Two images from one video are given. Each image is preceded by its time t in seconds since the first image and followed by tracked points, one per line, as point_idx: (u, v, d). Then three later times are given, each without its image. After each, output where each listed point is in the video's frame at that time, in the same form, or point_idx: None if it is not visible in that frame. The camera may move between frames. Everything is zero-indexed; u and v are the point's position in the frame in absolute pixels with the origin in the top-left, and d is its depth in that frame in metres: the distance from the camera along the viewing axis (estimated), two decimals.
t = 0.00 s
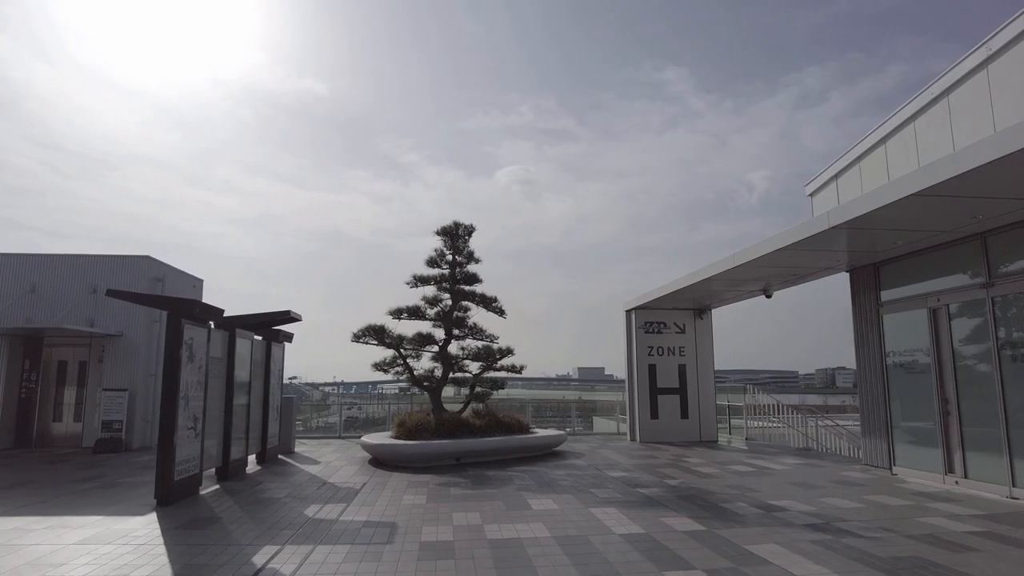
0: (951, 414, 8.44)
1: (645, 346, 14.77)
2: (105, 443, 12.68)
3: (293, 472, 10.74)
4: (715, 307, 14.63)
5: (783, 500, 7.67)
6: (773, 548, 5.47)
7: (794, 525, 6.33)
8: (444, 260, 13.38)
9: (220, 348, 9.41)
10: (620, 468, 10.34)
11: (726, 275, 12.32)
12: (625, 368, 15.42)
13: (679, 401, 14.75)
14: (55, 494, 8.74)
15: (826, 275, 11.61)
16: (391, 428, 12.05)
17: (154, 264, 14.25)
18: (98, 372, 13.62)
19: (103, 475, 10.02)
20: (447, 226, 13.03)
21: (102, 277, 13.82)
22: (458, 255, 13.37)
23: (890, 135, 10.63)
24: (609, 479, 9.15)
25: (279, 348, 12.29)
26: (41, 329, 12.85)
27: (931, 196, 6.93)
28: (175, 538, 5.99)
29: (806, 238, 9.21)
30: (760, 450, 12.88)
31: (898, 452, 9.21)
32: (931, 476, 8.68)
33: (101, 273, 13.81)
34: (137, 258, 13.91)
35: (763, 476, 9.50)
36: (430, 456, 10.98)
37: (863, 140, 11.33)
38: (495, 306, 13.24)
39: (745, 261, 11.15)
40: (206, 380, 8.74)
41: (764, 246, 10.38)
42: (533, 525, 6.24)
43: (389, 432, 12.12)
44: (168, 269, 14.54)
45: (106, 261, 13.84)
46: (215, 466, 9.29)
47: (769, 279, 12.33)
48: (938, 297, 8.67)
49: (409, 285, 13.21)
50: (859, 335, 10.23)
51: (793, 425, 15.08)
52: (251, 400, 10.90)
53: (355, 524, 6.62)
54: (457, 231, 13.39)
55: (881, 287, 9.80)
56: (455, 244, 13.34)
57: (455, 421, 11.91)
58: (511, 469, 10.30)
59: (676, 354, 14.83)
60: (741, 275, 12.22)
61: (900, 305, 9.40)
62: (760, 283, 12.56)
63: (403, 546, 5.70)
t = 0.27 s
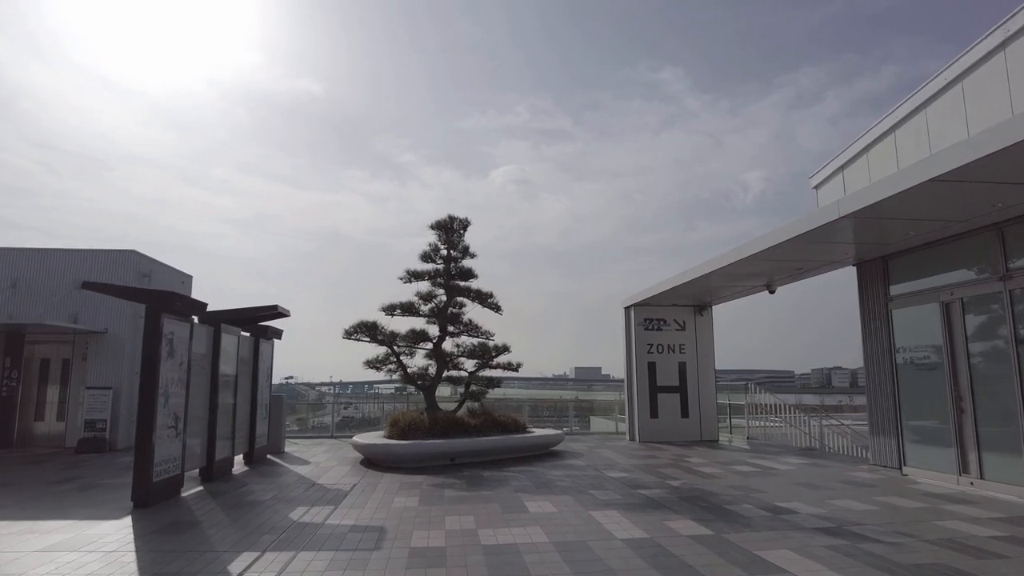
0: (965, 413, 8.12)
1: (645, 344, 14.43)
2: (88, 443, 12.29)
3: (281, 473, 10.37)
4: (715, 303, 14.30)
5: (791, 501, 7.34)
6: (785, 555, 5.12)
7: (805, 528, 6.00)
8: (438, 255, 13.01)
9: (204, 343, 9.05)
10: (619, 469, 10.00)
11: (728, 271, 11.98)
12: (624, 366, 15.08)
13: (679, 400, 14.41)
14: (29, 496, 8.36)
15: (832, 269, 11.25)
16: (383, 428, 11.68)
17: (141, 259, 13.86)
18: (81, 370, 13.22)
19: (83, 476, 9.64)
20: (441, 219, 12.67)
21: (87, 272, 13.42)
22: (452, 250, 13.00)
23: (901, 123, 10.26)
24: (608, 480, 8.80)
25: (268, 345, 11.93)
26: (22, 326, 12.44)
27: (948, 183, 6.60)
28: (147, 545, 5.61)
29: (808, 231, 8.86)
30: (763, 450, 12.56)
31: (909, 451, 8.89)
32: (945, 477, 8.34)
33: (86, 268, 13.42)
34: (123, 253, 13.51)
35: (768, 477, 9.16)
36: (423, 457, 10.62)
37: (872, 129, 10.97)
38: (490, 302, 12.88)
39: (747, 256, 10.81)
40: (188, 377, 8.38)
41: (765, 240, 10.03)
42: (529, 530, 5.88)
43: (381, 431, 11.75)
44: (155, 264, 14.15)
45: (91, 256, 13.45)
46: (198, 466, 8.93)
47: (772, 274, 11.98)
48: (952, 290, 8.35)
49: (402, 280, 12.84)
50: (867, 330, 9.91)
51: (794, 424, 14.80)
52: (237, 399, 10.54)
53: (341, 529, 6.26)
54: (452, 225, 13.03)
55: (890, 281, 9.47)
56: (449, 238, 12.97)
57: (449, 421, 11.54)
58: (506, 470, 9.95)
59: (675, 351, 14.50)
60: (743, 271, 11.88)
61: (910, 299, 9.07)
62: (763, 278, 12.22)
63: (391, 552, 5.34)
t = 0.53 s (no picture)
0: (979, 417, 7.78)
1: (643, 344, 14.09)
2: (69, 447, 11.87)
3: (267, 479, 9.99)
4: (716, 303, 13.96)
5: (799, 510, 7.01)
6: (799, 572, 4.78)
7: (817, 541, 5.66)
8: (432, 253, 12.63)
9: (184, 344, 8.65)
10: (618, 475, 9.66)
11: (730, 270, 11.64)
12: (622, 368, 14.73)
13: (679, 402, 14.06)
14: None
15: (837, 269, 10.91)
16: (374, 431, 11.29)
17: (126, 257, 13.48)
18: (63, 371, 12.80)
19: (59, 483, 9.23)
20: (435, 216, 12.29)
21: (69, 271, 13.01)
22: (446, 247, 12.63)
23: (911, 116, 9.91)
24: (607, 487, 8.44)
25: (255, 345, 11.55)
26: None
27: (967, 177, 6.25)
28: (114, 561, 5.22)
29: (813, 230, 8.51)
30: (765, 454, 12.23)
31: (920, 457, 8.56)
32: (959, 484, 8.01)
33: (68, 266, 13.00)
34: (107, 252, 13.10)
35: (773, 483, 8.82)
36: (415, 462, 10.25)
37: (880, 122, 10.62)
38: (485, 301, 12.52)
39: (748, 255, 10.43)
40: (167, 379, 7.97)
41: (767, 239, 9.68)
42: (524, 544, 5.52)
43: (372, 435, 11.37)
44: (141, 263, 13.74)
45: (74, 254, 13.03)
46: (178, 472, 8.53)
47: (775, 274, 11.65)
48: (966, 289, 8.01)
49: (395, 279, 12.46)
50: (875, 331, 9.58)
51: (796, 426, 14.50)
52: (221, 402, 10.15)
53: (324, 542, 5.88)
54: (446, 222, 12.65)
55: (900, 280, 9.14)
56: (443, 235, 12.59)
57: (443, 424, 11.17)
58: (501, 476, 9.59)
59: (675, 352, 14.16)
60: (745, 270, 11.54)
61: (921, 299, 8.74)
62: (766, 278, 11.89)
63: (376, 570, 4.97)
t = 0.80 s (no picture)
0: (995, 416, 7.46)
1: (643, 343, 13.75)
2: (49, 448, 11.48)
3: (253, 482, 9.62)
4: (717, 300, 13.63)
5: (809, 514, 6.67)
6: None
7: (830, 549, 5.32)
8: (426, 248, 12.28)
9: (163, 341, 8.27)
10: (618, 477, 9.31)
11: (732, 266, 11.30)
12: (621, 367, 14.40)
13: (679, 402, 13.72)
14: None
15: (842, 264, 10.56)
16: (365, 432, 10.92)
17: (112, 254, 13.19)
18: (44, 370, 12.41)
19: (35, 486, 8.84)
20: (429, 210, 11.94)
21: (51, 266, 12.65)
22: (440, 243, 12.29)
23: (922, 104, 9.57)
24: (606, 490, 8.09)
25: (242, 343, 11.17)
26: None
27: (987, 162, 5.91)
28: (77, 571, 4.86)
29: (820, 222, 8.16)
30: (768, 455, 11.90)
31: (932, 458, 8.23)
32: (974, 487, 7.67)
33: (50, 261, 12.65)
34: (92, 246, 12.77)
35: (779, 485, 8.48)
36: (407, 463, 9.88)
37: (888, 112, 10.27)
38: (481, 298, 12.16)
39: (751, 249, 10.08)
40: (145, 376, 7.57)
41: (770, 232, 9.32)
42: (518, 552, 5.17)
43: (363, 436, 11.01)
44: (126, 258, 13.41)
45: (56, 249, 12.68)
46: (156, 475, 8.12)
47: (779, 270, 11.31)
48: (981, 283, 7.69)
49: (387, 275, 12.10)
50: (884, 328, 9.25)
51: (798, 426, 14.19)
52: (205, 401, 9.77)
53: (305, 550, 5.52)
54: (440, 216, 12.30)
55: (910, 275, 8.82)
56: (437, 230, 12.24)
57: (436, 424, 10.82)
58: (496, 478, 9.24)
59: (675, 351, 13.82)
60: (748, 266, 11.20)
61: (933, 293, 8.41)
62: (770, 274, 11.56)
63: None
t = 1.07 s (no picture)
0: (1017, 424, 7.09)
1: (644, 346, 13.38)
2: (30, 457, 11.10)
3: (239, 492, 9.25)
4: (720, 302, 13.26)
5: (821, 529, 6.31)
6: None
7: (849, 569, 4.96)
8: (420, 249, 11.92)
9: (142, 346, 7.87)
10: (619, 487, 8.94)
11: (736, 267, 10.92)
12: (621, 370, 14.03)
13: (682, 407, 13.35)
14: None
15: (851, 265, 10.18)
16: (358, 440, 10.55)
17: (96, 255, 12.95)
18: (26, 375, 12.05)
19: (9, 498, 8.45)
20: (423, 210, 11.58)
21: (35, 267, 12.28)
22: (435, 243, 11.92)
23: (935, 97, 9.19)
24: (607, 502, 7.73)
25: (229, 347, 10.79)
26: None
27: (1011, 156, 5.53)
28: None
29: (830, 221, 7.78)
30: (774, 462, 11.53)
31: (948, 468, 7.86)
32: (994, 498, 7.31)
33: (33, 262, 12.27)
34: (79, 247, 12.46)
35: (787, 496, 8.11)
36: (400, 473, 9.51)
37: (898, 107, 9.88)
38: (477, 301, 11.80)
39: (756, 250, 9.70)
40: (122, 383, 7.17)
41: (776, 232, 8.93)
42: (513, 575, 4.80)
43: (356, 444, 10.63)
44: (111, 258, 13.13)
45: (40, 249, 12.31)
46: (135, 488, 7.73)
47: (785, 271, 10.95)
48: (1000, 284, 7.32)
49: (380, 277, 11.73)
50: (896, 330, 8.88)
51: (803, 431, 13.83)
52: (189, 407, 9.39)
53: (285, 572, 5.15)
54: (435, 216, 11.93)
55: (924, 275, 8.44)
56: (432, 230, 11.88)
57: (430, 432, 10.45)
58: (492, 488, 8.87)
59: (677, 354, 13.46)
60: (753, 267, 10.82)
61: (948, 295, 8.04)
62: (775, 275, 11.20)
63: None
